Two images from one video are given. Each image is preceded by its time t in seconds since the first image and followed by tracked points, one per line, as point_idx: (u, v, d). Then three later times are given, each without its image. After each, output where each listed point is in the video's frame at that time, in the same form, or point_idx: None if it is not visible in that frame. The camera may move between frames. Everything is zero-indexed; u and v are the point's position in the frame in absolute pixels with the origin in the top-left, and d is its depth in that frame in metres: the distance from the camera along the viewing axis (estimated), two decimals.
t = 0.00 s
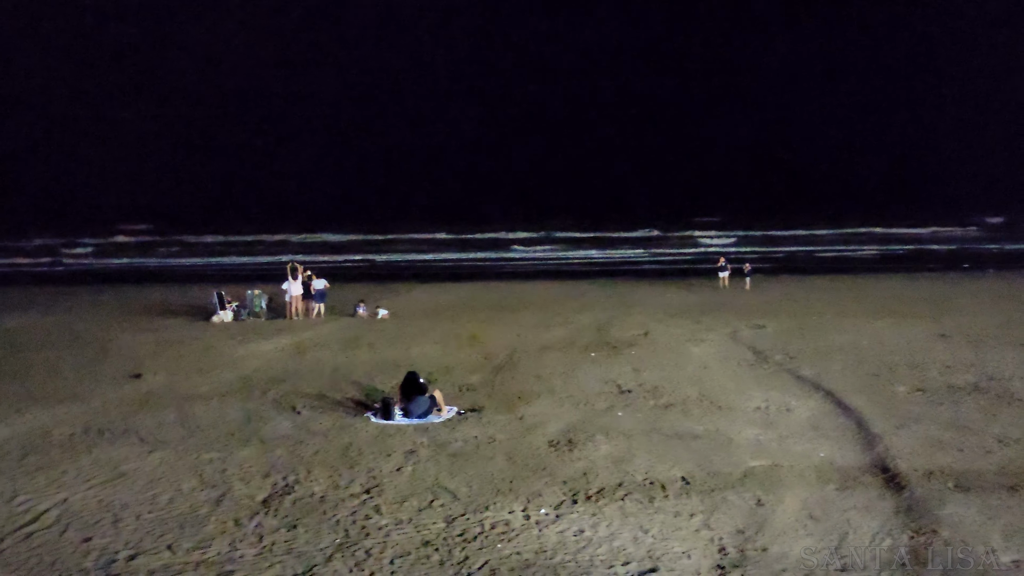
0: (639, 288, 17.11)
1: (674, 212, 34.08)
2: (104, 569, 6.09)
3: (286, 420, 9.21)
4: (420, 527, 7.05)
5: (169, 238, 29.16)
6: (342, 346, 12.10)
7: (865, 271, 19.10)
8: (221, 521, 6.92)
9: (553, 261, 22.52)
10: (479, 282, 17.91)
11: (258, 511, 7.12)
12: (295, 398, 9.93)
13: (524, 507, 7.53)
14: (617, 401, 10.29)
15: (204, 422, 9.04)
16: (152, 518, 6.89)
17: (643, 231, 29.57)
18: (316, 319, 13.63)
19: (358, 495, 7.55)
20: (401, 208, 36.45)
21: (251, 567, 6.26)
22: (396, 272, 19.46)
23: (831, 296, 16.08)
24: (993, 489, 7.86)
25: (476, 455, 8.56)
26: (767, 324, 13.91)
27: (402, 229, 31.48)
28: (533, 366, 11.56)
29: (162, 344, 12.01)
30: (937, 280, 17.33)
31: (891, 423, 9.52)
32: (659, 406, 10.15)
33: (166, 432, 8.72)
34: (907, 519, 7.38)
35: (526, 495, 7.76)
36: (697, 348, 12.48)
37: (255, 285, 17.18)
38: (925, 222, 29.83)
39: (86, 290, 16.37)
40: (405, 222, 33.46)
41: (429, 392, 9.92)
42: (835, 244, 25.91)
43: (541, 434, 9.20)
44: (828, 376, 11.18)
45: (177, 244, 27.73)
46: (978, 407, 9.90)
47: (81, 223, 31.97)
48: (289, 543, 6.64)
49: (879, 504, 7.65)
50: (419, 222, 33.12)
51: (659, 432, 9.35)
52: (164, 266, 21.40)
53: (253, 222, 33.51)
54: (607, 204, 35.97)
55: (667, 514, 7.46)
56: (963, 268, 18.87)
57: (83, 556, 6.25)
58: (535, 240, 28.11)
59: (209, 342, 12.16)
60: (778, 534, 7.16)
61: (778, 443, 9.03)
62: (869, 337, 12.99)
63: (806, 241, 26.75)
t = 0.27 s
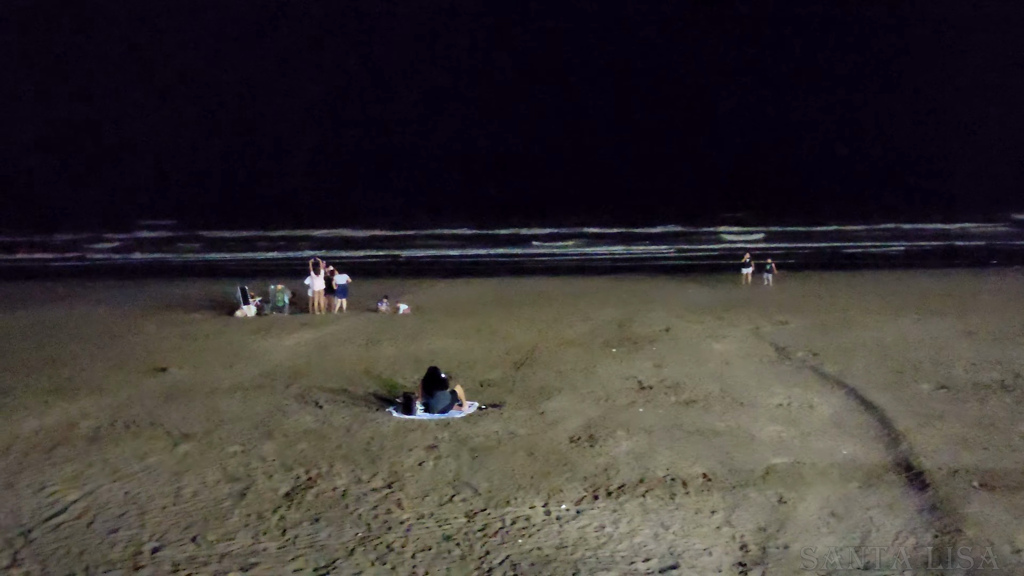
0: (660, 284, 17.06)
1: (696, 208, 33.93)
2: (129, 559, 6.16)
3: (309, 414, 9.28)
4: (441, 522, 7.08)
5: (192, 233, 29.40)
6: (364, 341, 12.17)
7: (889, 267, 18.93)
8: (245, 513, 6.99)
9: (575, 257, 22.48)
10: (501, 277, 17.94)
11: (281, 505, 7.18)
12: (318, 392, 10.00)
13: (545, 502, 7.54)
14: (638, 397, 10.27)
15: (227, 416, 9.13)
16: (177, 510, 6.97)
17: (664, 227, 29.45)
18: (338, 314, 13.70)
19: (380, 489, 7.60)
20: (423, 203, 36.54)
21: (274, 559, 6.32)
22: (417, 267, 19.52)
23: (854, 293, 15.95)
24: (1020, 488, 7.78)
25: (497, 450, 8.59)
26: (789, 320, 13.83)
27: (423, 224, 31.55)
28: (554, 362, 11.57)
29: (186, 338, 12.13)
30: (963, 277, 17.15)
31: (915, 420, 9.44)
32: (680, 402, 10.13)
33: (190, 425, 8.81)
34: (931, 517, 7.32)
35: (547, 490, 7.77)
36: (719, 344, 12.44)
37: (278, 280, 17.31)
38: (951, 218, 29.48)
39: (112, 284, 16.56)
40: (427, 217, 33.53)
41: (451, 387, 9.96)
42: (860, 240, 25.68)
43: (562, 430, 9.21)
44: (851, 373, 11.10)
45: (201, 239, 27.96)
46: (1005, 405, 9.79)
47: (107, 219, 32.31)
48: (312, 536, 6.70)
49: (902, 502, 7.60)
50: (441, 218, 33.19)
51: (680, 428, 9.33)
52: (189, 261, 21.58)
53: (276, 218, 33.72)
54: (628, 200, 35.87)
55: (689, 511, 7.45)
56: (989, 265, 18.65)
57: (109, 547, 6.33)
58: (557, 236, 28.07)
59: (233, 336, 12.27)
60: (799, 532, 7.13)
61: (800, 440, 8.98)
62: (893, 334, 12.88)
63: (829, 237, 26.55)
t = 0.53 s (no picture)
0: (683, 280, 16.99)
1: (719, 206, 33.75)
2: (155, 552, 6.23)
3: (332, 410, 9.33)
4: (463, 518, 7.10)
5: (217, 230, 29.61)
6: (386, 337, 12.21)
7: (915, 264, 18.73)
8: (269, 508, 7.04)
9: (597, 254, 22.43)
10: (523, 274, 17.95)
11: (305, 499, 7.23)
12: (341, 388, 10.05)
13: (567, 499, 7.54)
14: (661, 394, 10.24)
15: (252, 411, 9.20)
16: (203, 504, 7.03)
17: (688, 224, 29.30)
18: (361, 311, 13.76)
19: (402, 485, 7.63)
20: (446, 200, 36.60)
21: (298, 554, 6.36)
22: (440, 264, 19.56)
23: (879, 290, 15.80)
24: None
25: (519, 447, 8.59)
26: (814, 318, 13.72)
27: (446, 221, 31.60)
28: (576, 359, 11.55)
29: (211, 334, 12.22)
30: (991, 275, 16.95)
31: (941, 420, 9.34)
32: (703, 399, 10.09)
33: (215, 420, 8.89)
34: (957, 518, 7.24)
35: (569, 487, 7.77)
36: (742, 341, 12.37)
37: (302, 276, 17.41)
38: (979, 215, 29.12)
39: (139, 280, 16.74)
40: (449, 214, 33.59)
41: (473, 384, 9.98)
42: (887, 237, 25.41)
43: (585, 427, 9.20)
44: (876, 372, 11.01)
45: (226, 235, 28.19)
46: None
47: (134, 216, 32.64)
48: (336, 531, 6.74)
49: (928, 502, 7.52)
50: (463, 215, 33.22)
51: (703, 426, 9.29)
52: (213, 257, 21.76)
53: (299, 215, 33.90)
54: (651, 197, 35.74)
55: (711, 509, 7.41)
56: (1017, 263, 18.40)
57: (136, 540, 6.39)
58: (580, 232, 28.00)
59: (257, 332, 12.36)
60: (823, 531, 7.08)
61: (824, 439, 8.92)
62: (918, 332, 12.75)
63: (854, 234, 26.32)
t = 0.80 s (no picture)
0: (713, 278, 16.88)
1: (751, 203, 33.46)
2: (188, 546, 6.31)
3: (361, 406, 9.39)
4: (490, 515, 7.11)
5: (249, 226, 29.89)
6: (416, 334, 12.27)
7: (951, 262, 18.44)
8: (299, 503, 7.10)
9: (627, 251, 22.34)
10: (551, 270, 17.93)
11: (335, 494, 7.29)
12: (371, 384, 10.11)
13: (595, 497, 7.53)
14: (690, 392, 10.19)
15: (282, 406, 9.28)
16: (235, 498, 7.11)
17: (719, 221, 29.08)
18: (390, 307, 13.83)
19: (430, 481, 7.66)
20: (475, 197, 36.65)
21: (327, 549, 6.41)
22: (469, 260, 19.61)
23: (914, 289, 15.58)
24: None
25: (547, 444, 8.59)
26: (846, 316, 13.57)
27: (475, 218, 31.65)
28: (605, 356, 11.53)
29: (243, 330, 12.35)
30: None
31: (977, 420, 9.20)
32: (733, 398, 10.02)
33: (247, 415, 8.99)
34: (992, 520, 7.13)
35: (597, 485, 7.76)
36: (773, 340, 12.27)
37: (332, 272, 17.53)
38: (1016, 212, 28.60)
39: (172, 276, 16.96)
40: (478, 211, 33.63)
41: (501, 381, 9.99)
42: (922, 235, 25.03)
43: (613, 424, 9.18)
44: (909, 371, 10.87)
45: (257, 232, 28.46)
46: None
47: (167, 212, 33.04)
48: (364, 526, 6.78)
49: (962, 504, 7.42)
50: (492, 212, 33.25)
51: (732, 425, 9.22)
52: (245, 253, 21.96)
53: (329, 212, 34.12)
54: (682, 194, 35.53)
55: (740, 509, 7.37)
56: None
57: (169, 533, 6.48)
58: (610, 229, 27.90)
59: (288, 328, 12.46)
60: (855, 532, 7.01)
61: (856, 439, 8.83)
62: (953, 331, 12.56)
63: (886, 231, 26.00)
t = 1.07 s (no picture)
0: (747, 276, 16.74)
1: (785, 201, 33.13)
2: (223, 540, 6.39)
3: (394, 402, 9.45)
4: (522, 513, 7.12)
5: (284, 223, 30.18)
6: (448, 331, 12.31)
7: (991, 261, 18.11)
8: (333, 498, 7.16)
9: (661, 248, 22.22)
10: (584, 268, 17.90)
11: (368, 490, 7.34)
12: (404, 380, 10.17)
13: (627, 496, 7.51)
14: (723, 391, 10.12)
15: (317, 402, 9.37)
16: (270, 493, 7.19)
17: (753, 219, 28.83)
18: (423, 304, 13.89)
19: (462, 478, 7.68)
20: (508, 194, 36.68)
21: (360, 544, 6.46)
22: (501, 258, 19.63)
23: (952, 287, 15.33)
24: None
25: (579, 442, 8.58)
26: (883, 315, 13.39)
27: (508, 216, 31.67)
28: (637, 354, 11.48)
29: (278, 326, 12.48)
30: None
31: (1017, 422, 9.03)
32: (767, 397, 9.93)
33: (282, 411, 9.08)
34: None
35: (628, 484, 7.73)
36: (808, 339, 12.14)
37: (365, 270, 17.66)
38: None
39: (209, 273, 17.18)
40: (510, 209, 33.65)
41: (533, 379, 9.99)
42: (962, 233, 24.60)
43: (645, 423, 9.15)
44: (948, 371, 10.70)
45: (292, 229, 28.72)
46: None
47: (204, 210, 33.47)
48: (397, 522, 6.83)
49: (1002, 507, 7.29)
50: (524, 210, 33.26)
51: (766, 425, 9.14)
52: (280, 250, 22.17)
53: (363, 209, 34.36)
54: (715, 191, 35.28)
55: (774, 509, 7.31)
56: None
57: (205, 527, 6.56)
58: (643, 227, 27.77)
59: (323, 324, 12.57)
60: (891, 534, 6.92)
61: (893, 440, 8.71)
62: (994, 331, 12.34)
63: (924, 229, 25.62)
